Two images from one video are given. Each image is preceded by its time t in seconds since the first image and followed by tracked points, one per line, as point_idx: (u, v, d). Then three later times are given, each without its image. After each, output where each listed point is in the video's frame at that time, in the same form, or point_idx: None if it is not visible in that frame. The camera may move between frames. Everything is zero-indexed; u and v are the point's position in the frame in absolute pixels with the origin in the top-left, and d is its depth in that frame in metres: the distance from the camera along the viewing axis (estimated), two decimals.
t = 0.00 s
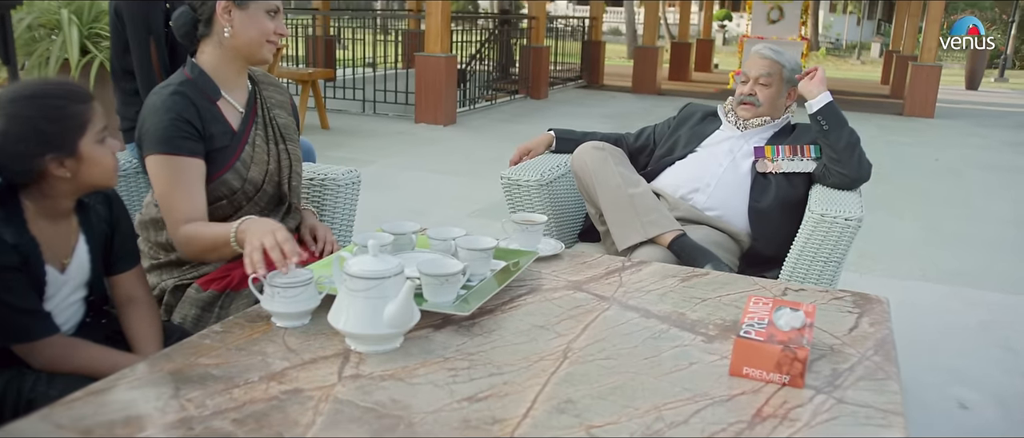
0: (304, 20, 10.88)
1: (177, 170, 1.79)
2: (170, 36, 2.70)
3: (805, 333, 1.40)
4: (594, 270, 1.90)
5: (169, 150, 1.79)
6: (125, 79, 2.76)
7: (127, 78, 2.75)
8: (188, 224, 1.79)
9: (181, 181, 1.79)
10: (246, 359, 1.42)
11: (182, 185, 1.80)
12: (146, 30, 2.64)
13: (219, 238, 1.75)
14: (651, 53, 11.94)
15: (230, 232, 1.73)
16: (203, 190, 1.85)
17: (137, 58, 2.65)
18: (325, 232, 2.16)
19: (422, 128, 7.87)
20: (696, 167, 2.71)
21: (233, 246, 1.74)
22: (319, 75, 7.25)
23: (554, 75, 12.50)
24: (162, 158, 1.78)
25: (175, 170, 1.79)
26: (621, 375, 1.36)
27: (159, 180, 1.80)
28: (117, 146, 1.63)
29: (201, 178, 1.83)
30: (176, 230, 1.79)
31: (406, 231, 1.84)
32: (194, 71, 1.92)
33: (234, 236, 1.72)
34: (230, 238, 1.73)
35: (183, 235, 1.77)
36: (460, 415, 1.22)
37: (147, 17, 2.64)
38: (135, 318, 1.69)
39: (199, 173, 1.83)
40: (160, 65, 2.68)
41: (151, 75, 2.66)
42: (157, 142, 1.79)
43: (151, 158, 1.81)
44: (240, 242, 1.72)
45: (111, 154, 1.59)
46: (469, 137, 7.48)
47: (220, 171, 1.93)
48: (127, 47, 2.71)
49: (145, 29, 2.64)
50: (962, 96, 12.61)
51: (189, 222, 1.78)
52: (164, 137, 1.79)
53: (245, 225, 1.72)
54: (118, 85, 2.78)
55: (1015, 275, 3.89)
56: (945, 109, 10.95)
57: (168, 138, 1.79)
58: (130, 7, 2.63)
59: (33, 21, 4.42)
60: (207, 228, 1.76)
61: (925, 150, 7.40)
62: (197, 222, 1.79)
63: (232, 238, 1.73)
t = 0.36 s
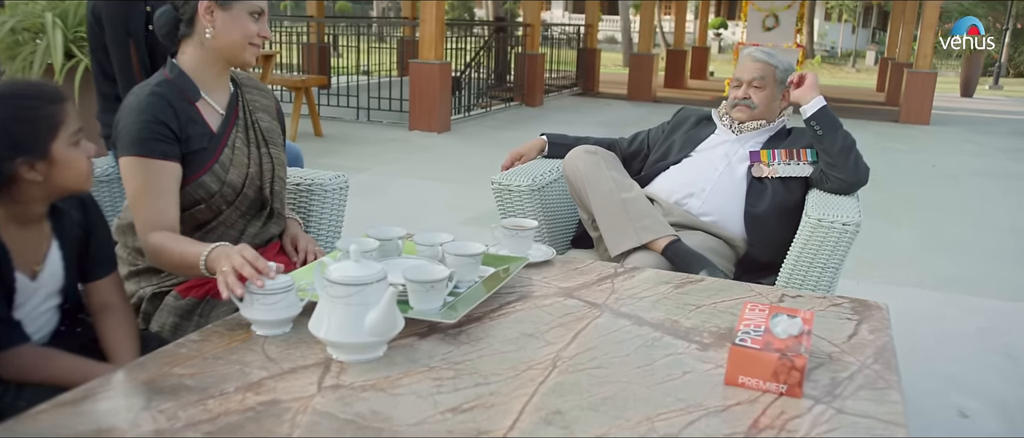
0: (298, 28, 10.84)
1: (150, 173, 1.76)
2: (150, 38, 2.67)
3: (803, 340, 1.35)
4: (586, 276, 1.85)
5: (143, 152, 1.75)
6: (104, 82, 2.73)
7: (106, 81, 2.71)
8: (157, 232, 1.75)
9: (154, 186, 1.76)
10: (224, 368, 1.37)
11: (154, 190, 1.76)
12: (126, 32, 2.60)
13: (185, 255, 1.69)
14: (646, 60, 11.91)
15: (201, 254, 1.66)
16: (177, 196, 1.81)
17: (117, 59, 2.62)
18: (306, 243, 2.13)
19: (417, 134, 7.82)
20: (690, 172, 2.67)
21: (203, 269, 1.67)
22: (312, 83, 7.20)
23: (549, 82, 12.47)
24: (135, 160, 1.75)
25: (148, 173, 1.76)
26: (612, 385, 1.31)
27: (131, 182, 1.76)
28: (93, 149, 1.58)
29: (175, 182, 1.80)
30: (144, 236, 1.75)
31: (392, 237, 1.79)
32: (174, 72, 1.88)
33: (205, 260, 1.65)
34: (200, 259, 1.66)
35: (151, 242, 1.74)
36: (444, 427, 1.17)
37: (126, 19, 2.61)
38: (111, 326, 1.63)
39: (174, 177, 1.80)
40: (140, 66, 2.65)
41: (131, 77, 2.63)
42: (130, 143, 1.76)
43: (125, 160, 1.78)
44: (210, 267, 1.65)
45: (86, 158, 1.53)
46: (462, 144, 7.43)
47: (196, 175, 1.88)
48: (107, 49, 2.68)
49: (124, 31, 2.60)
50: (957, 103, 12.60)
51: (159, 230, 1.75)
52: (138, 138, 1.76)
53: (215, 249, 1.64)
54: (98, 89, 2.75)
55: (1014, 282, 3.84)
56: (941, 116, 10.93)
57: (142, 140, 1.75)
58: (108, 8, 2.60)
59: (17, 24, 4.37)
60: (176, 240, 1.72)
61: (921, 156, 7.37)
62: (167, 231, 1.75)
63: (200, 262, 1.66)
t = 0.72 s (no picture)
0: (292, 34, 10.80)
1: (132, 174, 1.71)
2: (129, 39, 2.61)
3: (800, 344, 1.31)
4: (576, 279, 1.81)
5: (124, 152, 1.70)
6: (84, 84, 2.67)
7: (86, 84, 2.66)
8: (137, 234, 1.70)
9: (135, 187, 1.71)
10: (199, 374, 1.31)
11: (135, 192, 1.71)
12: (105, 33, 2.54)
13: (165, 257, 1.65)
14: (641, 66, 11.89)
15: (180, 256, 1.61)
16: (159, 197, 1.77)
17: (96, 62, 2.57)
18: (294, 247, 2.08)
19: (411, 140, 7.78)
20: (685, 174, 2.63)
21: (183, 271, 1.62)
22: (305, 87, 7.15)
23: (544, 88, 12.45)
24: (116, 161, 1.70)
25: (130, 174, 1.71)
26: (602, 391, 1.26)
27: (111, 183, 1.71)
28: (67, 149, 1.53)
29: (158, 184, 1.75)
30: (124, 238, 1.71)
31: (377, 239, 1.74)
32: (156, 70, 1.81)
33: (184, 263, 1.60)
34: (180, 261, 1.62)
35: (131, 243, 1.70)
36: (427, 435, 1.12)
37: (104, 20, 2.55)
38: (86, 331, 1.58)
39: (156, 179, 1.74)
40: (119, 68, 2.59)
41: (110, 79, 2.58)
42: (110, 143, 1.70)
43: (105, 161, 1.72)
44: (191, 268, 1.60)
45: (59, 158, 1.49)
46: (456, 149, 7.39)
47: (179, 176, 1.83)
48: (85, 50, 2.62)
49: (103, 31, 2.54)
50: (952, 108, 12.61)
51: (140, 231, 1.71)
52: (120, 138, 1.69)
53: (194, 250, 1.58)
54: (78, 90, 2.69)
55: (1013, 286, 3.81)
56: (935, 121, 10.92)
57: (124, 140, 1.70)
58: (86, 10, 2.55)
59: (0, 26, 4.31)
60: (156, 242, 1.67)
61: (916, 161, 7.35)
62: (149, 233, 1.71)
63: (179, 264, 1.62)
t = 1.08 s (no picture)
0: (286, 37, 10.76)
1: (112, 168, 1.66)
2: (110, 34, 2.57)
3: (797, 344, 1.27)
4: (568, 279, 1.76)
5: (102, 146, 1.66)
6: (66, 82, 2.63)
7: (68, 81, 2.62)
8: (114, 230, 1.66)
9: (115, 182, 1.67)
10: (175, 375, 1.27)
11: (113, 187, 1.67)
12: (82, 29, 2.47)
13: (154, 250, 1.65)
14: (636, 69, 11.87)
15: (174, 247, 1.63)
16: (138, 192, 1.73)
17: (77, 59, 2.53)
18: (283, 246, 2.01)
19: (405, 143, 7.73)
20: (680, 173, 2.59)
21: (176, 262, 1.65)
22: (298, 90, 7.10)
23: (539, 92, 12.42)
24: (96, 155, 1.66)
25: (109, 169, 1.66)
26: (593, 394, 1.22)
27: (88, 178, 1.66)
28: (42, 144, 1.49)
29: (138, 179, 1.72)
30: (98, 235, 1.66)
31: (364, 238, 1.70)
32: (139, 64, 1.79)
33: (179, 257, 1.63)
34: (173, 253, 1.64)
35: (107, 240, 1.66)
36: None
37: (84, 16, 2.51)
38: (61, 331, 1.53)
39: (136, 174, 1.71)
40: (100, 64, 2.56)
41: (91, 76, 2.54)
42: (88, 136, 1.66)
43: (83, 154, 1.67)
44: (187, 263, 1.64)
45: (33, 154, 1.44)
46: (451, 153, 7.34)
47: (161, 170, 1.78)
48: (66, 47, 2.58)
49: (83, 28, 2.50)
50: (947, 112, 12.61)
51: (116, 228, 1.66)
52: (98, 131, 1.66)
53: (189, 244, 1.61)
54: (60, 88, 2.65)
55: (1011, 288, 3.77)
56: (931, 124, 10.91)
57: (103, 133, 1.66)
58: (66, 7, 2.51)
59: None
60: (137, 237, 1.65)
61: (912, 164, 7.33)
62: (126, 228, 1.67)
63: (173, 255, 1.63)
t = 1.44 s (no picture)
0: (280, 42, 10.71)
1: (100, 162, 1.61)
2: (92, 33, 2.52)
3: (794, 344, 1.22)
4: (560, 280, 1.72)
5: (89, 138, 1.61)
6: (48, 81, 2.59)
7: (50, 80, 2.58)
8: (106, 227, 1.62)
9: (106, 176, 1.62)
10: (150, 377, 1.22)
11: (101, 182, 1.62)
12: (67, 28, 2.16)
13: (152, 251, 1.62)
14: (632, 74, 11.85)
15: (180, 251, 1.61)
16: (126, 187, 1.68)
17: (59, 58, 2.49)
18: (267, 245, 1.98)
19: (399, 147, 7.69)
20: (674, 172, 2.55)
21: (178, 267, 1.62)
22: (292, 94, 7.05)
23: (534, 96, 12.39)
24: (83, 148, 1.60)
25: (98, 163, 1.61)
26: (583, 396, 1.17)
27: (75, 173, 1.61)
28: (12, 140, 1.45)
29: (124, 173, 1.66)
30: (90, 233, 1.62)
31: (349, 238, 1.66)
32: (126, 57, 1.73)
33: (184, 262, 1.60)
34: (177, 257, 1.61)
35: (101, 239, 1.61)
36: None
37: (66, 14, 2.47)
38: (34, 333, 1.49)
39: (124, 168, 1.66)
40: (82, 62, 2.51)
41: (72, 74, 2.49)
42: (73, 129, 1.60)
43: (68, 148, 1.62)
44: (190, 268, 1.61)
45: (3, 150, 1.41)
46: (445, 156, 7.30)
47: (147, 165, 1.73)
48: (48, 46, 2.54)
49: (64, 25, 2.45)
50: (943, 116, 12.60)
51: (109, 225, 1.62)
52: (85, 123, 1.60)
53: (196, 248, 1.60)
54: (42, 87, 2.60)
55: (1009, 291, 3.73)
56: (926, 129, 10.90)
57: (89, 126, 1.60)
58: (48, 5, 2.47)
59: None
60: (133, 236, 1.62)
61: (908, 167, 7.30)
62: (117, 225, 1.63)
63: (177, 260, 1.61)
